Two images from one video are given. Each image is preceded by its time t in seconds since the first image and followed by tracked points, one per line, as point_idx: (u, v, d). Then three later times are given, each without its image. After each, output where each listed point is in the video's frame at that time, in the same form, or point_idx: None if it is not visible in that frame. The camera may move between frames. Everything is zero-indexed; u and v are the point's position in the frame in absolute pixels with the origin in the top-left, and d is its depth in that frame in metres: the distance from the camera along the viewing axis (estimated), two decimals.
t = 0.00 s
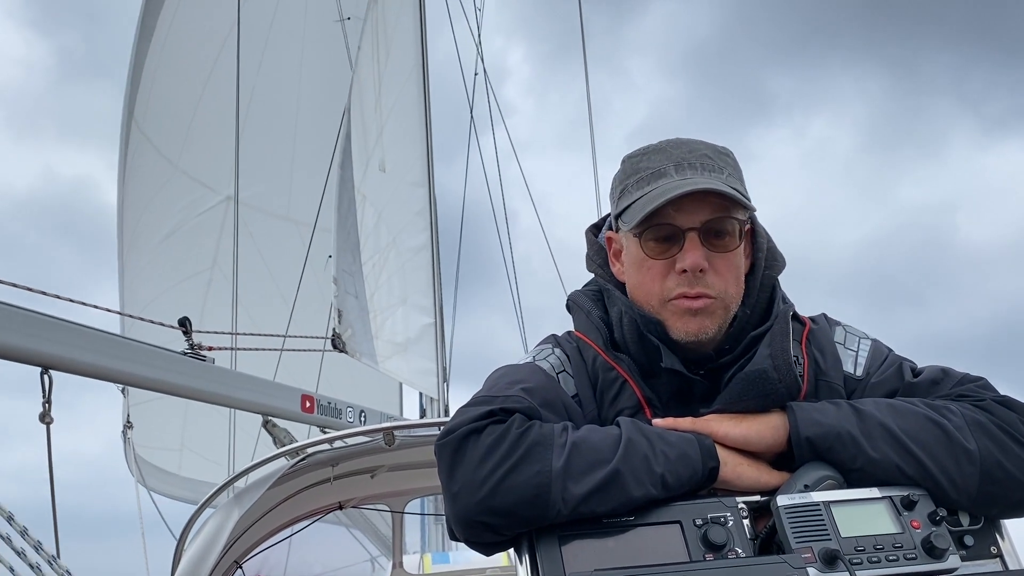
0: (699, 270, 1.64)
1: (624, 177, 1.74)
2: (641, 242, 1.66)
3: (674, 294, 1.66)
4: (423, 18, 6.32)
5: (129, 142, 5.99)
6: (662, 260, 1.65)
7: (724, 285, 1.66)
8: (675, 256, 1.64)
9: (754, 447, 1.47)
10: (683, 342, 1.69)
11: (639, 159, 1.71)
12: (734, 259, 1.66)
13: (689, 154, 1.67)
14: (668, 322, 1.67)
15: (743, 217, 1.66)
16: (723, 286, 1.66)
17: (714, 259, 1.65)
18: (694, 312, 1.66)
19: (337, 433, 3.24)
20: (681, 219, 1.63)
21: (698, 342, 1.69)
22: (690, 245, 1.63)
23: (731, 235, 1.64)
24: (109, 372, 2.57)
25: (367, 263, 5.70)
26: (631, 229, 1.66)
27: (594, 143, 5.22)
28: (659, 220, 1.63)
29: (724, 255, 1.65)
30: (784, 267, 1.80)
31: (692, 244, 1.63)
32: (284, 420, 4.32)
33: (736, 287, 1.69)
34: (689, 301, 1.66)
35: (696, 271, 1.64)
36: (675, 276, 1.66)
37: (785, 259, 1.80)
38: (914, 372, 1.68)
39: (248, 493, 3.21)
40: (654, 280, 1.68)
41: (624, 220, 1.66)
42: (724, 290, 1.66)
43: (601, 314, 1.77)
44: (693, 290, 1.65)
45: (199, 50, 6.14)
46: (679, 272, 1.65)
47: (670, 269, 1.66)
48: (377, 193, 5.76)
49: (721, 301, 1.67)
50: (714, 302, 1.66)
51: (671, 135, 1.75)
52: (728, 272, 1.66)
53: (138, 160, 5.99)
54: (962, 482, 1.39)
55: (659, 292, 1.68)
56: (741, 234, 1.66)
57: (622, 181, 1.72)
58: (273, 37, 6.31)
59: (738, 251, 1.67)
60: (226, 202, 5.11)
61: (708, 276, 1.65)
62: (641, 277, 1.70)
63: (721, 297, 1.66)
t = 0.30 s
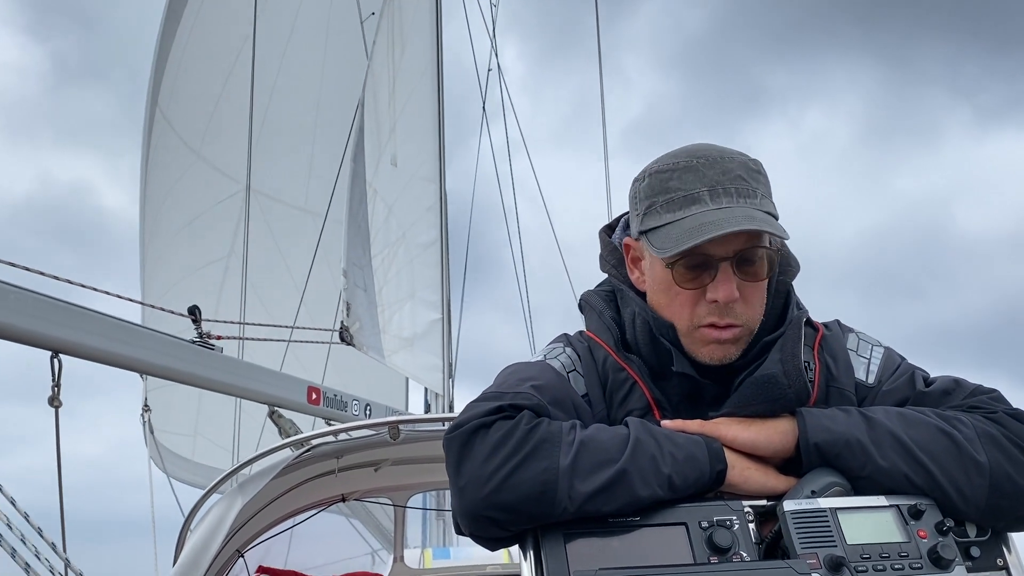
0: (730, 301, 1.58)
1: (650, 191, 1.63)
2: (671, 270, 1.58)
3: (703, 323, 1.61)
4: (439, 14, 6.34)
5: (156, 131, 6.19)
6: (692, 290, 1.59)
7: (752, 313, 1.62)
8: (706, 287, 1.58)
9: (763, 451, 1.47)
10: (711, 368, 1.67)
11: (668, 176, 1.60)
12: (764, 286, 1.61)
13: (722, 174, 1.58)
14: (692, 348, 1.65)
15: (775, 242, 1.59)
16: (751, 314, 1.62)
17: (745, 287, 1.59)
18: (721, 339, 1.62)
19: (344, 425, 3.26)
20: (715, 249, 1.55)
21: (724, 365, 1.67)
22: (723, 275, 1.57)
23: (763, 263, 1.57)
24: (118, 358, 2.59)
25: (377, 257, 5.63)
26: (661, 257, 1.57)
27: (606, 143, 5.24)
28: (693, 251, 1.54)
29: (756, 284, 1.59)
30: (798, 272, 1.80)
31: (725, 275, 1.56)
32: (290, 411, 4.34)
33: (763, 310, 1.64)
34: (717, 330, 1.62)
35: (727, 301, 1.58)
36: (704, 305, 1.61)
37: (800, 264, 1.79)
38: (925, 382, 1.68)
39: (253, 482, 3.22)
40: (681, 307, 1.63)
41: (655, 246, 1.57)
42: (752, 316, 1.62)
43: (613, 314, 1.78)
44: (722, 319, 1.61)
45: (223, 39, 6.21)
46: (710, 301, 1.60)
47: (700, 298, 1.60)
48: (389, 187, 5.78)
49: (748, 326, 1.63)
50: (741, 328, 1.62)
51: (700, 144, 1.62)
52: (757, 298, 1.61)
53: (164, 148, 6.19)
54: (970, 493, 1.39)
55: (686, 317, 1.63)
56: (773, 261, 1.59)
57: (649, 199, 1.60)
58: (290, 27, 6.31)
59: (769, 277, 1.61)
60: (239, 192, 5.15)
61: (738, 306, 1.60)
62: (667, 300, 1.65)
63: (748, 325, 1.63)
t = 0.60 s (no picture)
0: (754, 312, 1.57)
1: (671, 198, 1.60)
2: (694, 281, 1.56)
3: (725, 332, 1.60)
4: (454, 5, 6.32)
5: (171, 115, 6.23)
6: (715, 300, 1.58)
7: (774, 322, 1.61)
8: (730, 298, 1.57)
9: (769, 451, 1.47)
10: (729, 374, 1.67)
11: (691, 184, 1.57)
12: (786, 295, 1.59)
13: (746, 184, 1.56)
14: (713, 356, 1.64)
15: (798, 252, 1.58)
16: (773, 323, 1.61)
17: (768, 297, 1.58)
18: (743, 348, 1.62)
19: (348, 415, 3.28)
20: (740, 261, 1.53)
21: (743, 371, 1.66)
22: (747, 287, 1.55)
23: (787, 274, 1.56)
24: (127, 340, 2.60)
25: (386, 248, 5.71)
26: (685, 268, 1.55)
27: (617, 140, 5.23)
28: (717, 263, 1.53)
29: (778, 294, 1.57)
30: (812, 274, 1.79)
31: (749, 287, 1.55)
32: (295, 398, 4.36)
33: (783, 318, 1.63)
34: (739, 338, 1.61)
35: (751, 312, 1.57)
36: (727, 315, 1.59)
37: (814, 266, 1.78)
38: (935, 387, 1.67)
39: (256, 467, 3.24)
40: (703, 316, 1.61)
41: (679, 257, 1.55)
42: (773, 325, 1.61)
43: (625, 311, 1.79)
44: (745, 329, 1.60)
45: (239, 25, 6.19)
46: (732, 312, 1.58)
47: (723, 308, 1.59)
48: (399, 179, 5.80)
49: (768, 334, 1.62)
50: (762, 337, 1.61)
51: (723, 149, 1.59)
52: (778, 307, 1.60)
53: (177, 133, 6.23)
54: (975, 500, 1.39)
55: (708, 325, 1.61)
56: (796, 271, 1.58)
57: (671, 207, 1.58)
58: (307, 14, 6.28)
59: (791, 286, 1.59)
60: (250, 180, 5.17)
61: (761, 316, 1.59)
62: (689, 308, 1.64)
63: (770, 333, 1.62)
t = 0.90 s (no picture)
0: (753, 318, 1.56)
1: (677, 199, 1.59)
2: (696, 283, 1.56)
3: (724, 337, 1.58)
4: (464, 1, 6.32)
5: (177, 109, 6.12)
6: (715, 304, 1.57)
7: (773, 327, 1.60)
8: (731, 303, 1.56)
9: (763, 454, 1.47)
10: (724, 375, 1.66)
11: (697, 187, 1.56)
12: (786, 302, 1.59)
13: (753, 189, 1.55)
14: (711, 359, 1.64)
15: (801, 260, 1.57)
16: (772, 329, 1.60)
17: (769, 303, 1.57)
18: (740, 352, 1.61)
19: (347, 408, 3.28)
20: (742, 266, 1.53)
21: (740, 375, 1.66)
22: (748, 292, 1.54)
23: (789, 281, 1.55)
24: (135, 328, 2.60)
25: (391, 243, 5.76)
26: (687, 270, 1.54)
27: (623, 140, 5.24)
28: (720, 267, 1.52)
29: (780, 301, 1.57)
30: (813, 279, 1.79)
31: (750, 292, 1.54)
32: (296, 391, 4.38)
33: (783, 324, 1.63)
34: (737, 343, 1.60)
35: (751, 318, 1.56)
36: (727, 319, 1.58)
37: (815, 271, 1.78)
38: (931, 395, 1.67)
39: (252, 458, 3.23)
40: (703, 320, 1.60)
41: (682, 258, 1.54)
42: (772, 331, 1.60)
43: (624, 310, 1.79)
44: (744, 334, 1.58)
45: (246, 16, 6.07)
46: (732, 317, 1.57)
47: (724, 312, 1.57)
48: (404, 174, 5.80)
49: (767, 339, 1.61)
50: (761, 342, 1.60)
51: (731, 153, 1.58)
52: (778, 313, 1.59)
53: (183, 127, 6.12)
54: (967, 508, 1.39)
55: (708, 329, 1.60)
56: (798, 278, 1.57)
57: (677, 208, 1.57)
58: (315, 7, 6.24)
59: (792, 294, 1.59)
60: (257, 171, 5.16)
61: (760, 321, 1.58)
62: (688, 310, 1.63)
63: (768, 338, 1.60)
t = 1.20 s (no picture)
0: (735, 318, 1.55)
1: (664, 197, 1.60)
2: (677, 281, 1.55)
3: (707, 337, 1.57)
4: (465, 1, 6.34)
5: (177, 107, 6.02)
6: (697, 302, 1.56)
7: (756, 329, 1.59)
8: (712, 301, 1.55)
9: (749, 457, 1.47)
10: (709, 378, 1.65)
11: (683, 184, 1.56)
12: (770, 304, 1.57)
13: (738, 188, 1.55)
14: (696, 361, 1.62)
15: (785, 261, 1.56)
16: (755, 330, 1.59)
17: (752, 304, 1.56)
18: (725, 355, 1.60)
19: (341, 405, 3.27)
20: (724, 264, 1.52)
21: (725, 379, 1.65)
22: (729, 291, 1.54)
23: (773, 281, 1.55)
24: (145, 323, 2.58)
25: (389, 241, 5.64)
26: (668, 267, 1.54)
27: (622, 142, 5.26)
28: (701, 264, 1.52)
29: (763, 301, 1.55)
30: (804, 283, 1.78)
31: (732, 291, 1.53)
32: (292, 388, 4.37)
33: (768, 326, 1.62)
34: (720, 344, 1.59)
35: (733, 317, 1.55)
36: (710, 319, 1.57)
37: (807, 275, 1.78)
38: (920, 400, 1.67)
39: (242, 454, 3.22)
40: (685, 320, 1.59)
41: (664, 255, 1.54)
42: (756, 332, 1.59)
43: (615, 310, 1.79)
44: (727, 335, 1.57)
45: (248, 10, 5.93)
46: (714, 316, 1.56)
47: (706, 312, 1.56)
48: (403, 172, 5.80)
49: (751, 340, 1.60)
50: (744, 344, 1.59)
51: (720, 153, 1.59)
52: (763, 315, 1.58)
53: (182, 125, 6.07)
54: (953, 514, 1.39)
55: (691, 329, 1.59)
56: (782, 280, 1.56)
57: (662, 205, 1.58)
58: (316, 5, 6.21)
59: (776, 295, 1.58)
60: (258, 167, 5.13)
61: (743, 322, 1.57)
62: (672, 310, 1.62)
63: (751, 340, 1.59)
